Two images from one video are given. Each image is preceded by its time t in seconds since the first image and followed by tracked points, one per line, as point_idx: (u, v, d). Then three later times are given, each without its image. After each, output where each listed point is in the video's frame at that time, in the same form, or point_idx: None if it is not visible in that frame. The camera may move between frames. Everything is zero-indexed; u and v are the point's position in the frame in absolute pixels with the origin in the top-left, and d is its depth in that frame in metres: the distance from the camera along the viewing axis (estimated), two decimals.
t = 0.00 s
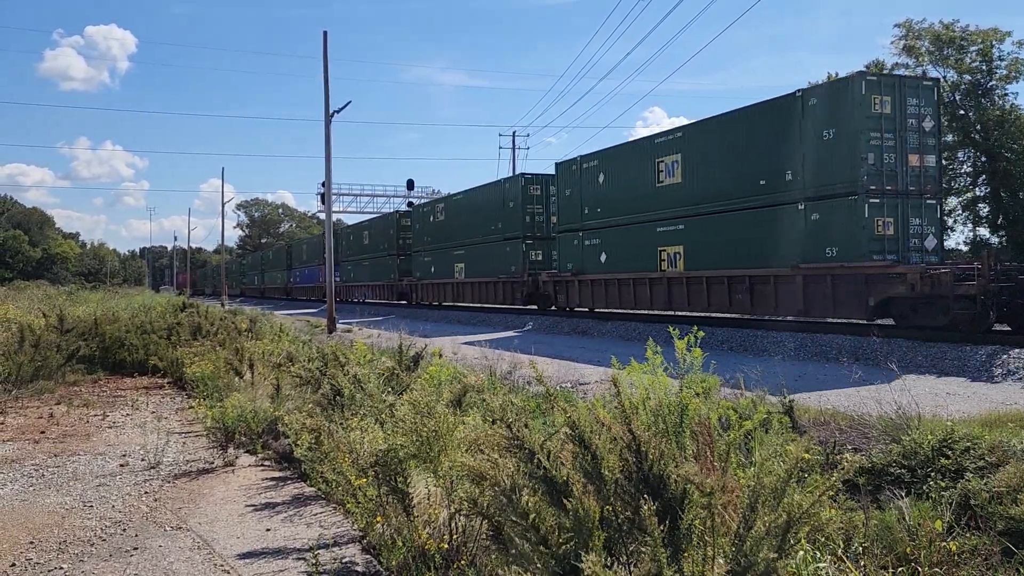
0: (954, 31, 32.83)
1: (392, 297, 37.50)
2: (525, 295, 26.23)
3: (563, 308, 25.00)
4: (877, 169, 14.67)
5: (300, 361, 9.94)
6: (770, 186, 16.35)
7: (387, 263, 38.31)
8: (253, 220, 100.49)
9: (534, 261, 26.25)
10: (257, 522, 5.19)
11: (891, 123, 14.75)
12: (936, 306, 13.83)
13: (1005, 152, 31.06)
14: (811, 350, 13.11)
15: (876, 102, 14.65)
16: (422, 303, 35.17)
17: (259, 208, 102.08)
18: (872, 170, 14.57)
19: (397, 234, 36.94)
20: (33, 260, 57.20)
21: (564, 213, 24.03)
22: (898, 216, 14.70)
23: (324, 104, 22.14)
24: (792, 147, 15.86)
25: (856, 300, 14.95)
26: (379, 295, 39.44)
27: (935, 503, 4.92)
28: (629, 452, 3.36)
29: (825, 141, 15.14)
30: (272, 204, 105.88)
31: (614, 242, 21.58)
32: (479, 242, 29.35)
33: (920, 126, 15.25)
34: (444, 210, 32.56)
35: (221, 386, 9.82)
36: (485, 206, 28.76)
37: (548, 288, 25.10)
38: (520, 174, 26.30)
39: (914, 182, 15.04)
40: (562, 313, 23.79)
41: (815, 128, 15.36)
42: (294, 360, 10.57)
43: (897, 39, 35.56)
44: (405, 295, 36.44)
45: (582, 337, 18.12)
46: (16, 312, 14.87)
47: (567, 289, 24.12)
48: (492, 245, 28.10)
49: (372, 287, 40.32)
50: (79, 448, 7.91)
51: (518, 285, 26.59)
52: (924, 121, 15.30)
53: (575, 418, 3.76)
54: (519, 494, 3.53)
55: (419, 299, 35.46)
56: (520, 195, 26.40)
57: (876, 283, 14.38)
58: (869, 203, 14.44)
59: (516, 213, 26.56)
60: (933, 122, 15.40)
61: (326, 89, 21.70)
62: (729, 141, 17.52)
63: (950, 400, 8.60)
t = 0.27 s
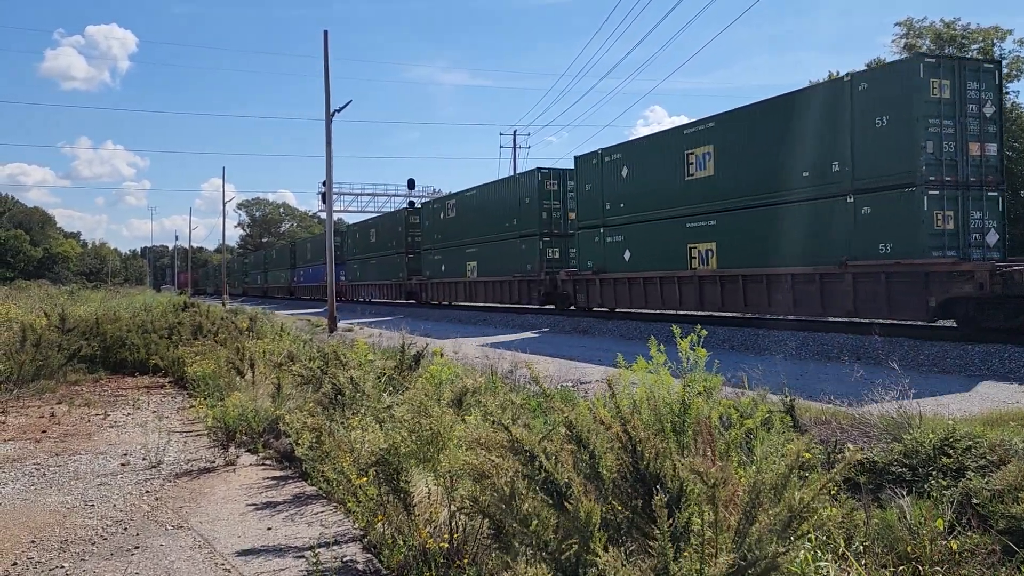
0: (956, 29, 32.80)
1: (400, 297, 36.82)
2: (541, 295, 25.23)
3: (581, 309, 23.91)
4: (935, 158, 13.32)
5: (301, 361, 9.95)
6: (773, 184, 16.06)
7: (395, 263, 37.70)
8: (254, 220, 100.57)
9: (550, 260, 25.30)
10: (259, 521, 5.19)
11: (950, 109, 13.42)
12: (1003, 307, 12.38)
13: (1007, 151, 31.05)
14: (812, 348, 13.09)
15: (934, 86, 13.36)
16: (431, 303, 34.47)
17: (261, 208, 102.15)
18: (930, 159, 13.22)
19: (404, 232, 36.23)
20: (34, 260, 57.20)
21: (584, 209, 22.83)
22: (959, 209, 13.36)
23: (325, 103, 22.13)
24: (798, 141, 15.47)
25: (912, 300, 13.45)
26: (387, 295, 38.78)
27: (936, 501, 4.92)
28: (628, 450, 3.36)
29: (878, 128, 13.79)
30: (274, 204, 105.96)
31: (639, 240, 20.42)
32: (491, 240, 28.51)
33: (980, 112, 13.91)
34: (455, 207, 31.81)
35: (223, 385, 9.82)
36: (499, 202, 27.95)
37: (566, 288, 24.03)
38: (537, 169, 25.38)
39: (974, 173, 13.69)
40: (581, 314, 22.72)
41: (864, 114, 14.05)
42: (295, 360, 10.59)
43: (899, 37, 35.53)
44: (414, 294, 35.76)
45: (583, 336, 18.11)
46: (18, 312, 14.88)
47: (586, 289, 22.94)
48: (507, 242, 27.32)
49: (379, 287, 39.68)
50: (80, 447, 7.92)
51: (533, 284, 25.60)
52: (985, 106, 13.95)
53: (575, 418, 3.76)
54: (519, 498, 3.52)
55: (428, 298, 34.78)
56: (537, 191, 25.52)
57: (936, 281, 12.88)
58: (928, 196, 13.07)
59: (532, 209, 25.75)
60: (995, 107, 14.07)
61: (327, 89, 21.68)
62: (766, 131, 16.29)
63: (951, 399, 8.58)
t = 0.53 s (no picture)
0: (956, 27, 32.81)
1: (409, 296, 36.09)
2: (559, 294, 24.23)
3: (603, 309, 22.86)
4: (1003, 145, 12.35)
5: (301, 360, 9.97)
6: (772, 184, 16.24)
7: (403, 261, 36.96)
8: (255, 219, 100.64)
9: (569, 258, 24.32)
10: (259, 520, 5.20)
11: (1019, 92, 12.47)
12: None
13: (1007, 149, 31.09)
14: (812, 347, 13.09)
15: (1002, 67, 12.43)
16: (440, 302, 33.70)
17: (261, 207, 102.20)
18: (999, 146, 12.25)
19: (412, 229, 35.54)
20: (35, 259, 57.21)
21: (607, 205, 21.81)
22: None
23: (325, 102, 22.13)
24: (799, 141, 15.61)
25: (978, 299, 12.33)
26: (395, 294, 38.08)
27: (937, 500, 4.92)
28: (627, 449, 3.36)
29: (937, 114, 12.81)
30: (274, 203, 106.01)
31: (668, 236, 19.41)
32: (506, 237, 27.51)
33: None
34: (467, 203, 30.86)
35: (224, 384, 9.83)
36: (514, 198, 26.98)
37: (587, 287, 22.98)
38: (556, 163, 24.32)
39: None
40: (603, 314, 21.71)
41: (921, 100, 13.08)
42: (296, 359, 10.62)
43: (899, 36, 35.54)
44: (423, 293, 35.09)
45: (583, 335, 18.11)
46: (19, 311, 14.91)
47: (609, 288, 21.85)
48: (523, 239, 26.36)
49: (386, 286, 39.03)
50: (81, 446, 7.93)
51: (551, 283, 24.58)
52: None
53: (574, 417, 3.76)
54: (516, 496, 3.53)
55: (437, 297, 34.02)
56: (555, 186, 24.51)
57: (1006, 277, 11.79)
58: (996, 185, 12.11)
59: (550, 205, 24.72)
60: None
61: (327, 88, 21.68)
62: (809, 121, 15.39)
63: (951, 398, 8.58)
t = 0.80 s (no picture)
0: (957, 26, 32.80)
1: (417, 296, 35.43)
2: (579, 293, 23.29)
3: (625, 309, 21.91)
4: None
5: (302, 359, 9.99)
6: (771, 184, 16.32)
7: (412, 259, 36.33)
8: (256, 218, 100.72)
9: (588, 255, 23.49)
10: (260, 518, 5.20)
11: None
12: None
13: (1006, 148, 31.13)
14: (813, 346, 13.08)
15: None
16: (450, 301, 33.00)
17: (262, 207, 102.29)
18: None
19: (421, 226, 35.06)
20: (36, 258, 57.24)
21: (631, 201, 20.85)
22: None
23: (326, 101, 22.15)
24: (799, 141, 15.66)
25: None
26: (403, 293, 37.44)
27: (937, 499, 4.91)
28: (627, 448, 3.36)
29: (975, 104, 12.24)
30: (275, 203, 106.07)
31: (699, 231, 18.48)
32: (523, 234, 26.70)
33: None
34: (480, 200, 30.13)
35: (225, 382, 9.86)
36: (532, 194, 26.23)
37: (608, 285, 22.02)
38: (576, 156, 23.66)
39: None
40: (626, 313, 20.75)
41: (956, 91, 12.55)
42: (297, 358, 10.65)
43: (900, 35, 35.55)
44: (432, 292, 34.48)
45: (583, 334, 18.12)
46: (20, 311, 14.94)
47: (633, 287, 20.85)
48: (540, 236, 25.54)
49: (393, 285, 38.42)
50: (82, 445, 7.95)
51: (570, 281, 23.69)
52: None
53: (574, 415, 3.77)
54: (517, 492, 3.54)
55: (447, 296, 33.31)
56: (575, 180, 23.77)
57: None
58: None
59: (570, 200, 23.94)
60: None
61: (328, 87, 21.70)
62: (831, 114, 14.95)
63: (951, 396, 8.57)
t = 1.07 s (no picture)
0: (957, 25, 32.75)
1: (425, 295, 34.60)
2: (599, 293, 22.19)
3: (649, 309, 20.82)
4: None
5: (302, 358, 9.99)
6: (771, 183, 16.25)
7: (420, 258, 35.49)
8: (256, 218, 100.72)
9: (609, 253, 22.35)
10: (260, 518, 5.20)
11: None
12: None
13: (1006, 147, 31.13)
14: (813, 345, 13.08)
15: None
16: (460, 301, 32.08)
17: (262, 206, 102.27)
18: None
19: (430, 224, 34.27)
20: (35, 258, 57.22)
21: (656, 195, 19.87)
22: None
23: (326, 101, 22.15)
24: (843, 131, 14.67)
25: None
26: (411, 292, 36.61)
27: (937, 498, 4.92)
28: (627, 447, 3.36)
29: (992, 97, 12.03)
30: (275, 202, 106.06)
31: (730, 227, 17.46)
32: (540, 231, 25.51)
33: None
34: (493, 196, 29.00)
35: (225, 382, 9.85)
36: (548, 190, 25.03)
37: (631, 285, 20.90)
38: (596, 149, 22.48)
39: None
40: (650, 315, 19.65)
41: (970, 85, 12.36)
42: (297, 357, 10.65)
43: (900, 34, 35.54)
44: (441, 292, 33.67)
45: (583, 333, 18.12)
46: (20, 310, 14.93)
47: (658, 286, 19.72)
48: (558, 234, 24.38)
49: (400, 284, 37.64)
50: (82, 444, 7.95)
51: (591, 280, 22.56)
52: None
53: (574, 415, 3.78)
54: (520, 489, 3.54)
55: (457, 296, 32.39)
56: (595, 174, 22.61)
57: None
58: None
59: (591, 195, 22.75)
60: None
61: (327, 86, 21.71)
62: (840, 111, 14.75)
63: (951, 395, 8.57)
